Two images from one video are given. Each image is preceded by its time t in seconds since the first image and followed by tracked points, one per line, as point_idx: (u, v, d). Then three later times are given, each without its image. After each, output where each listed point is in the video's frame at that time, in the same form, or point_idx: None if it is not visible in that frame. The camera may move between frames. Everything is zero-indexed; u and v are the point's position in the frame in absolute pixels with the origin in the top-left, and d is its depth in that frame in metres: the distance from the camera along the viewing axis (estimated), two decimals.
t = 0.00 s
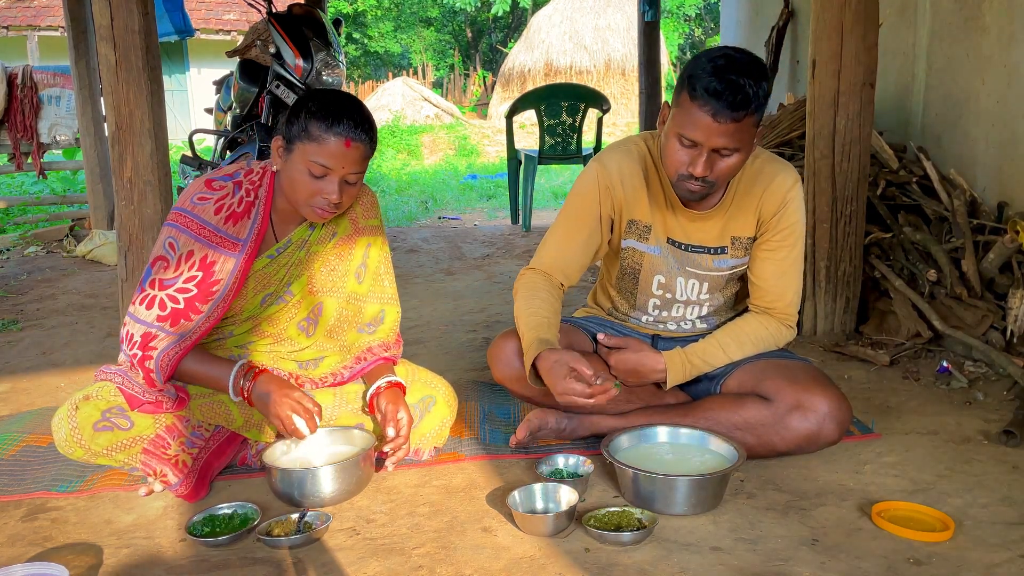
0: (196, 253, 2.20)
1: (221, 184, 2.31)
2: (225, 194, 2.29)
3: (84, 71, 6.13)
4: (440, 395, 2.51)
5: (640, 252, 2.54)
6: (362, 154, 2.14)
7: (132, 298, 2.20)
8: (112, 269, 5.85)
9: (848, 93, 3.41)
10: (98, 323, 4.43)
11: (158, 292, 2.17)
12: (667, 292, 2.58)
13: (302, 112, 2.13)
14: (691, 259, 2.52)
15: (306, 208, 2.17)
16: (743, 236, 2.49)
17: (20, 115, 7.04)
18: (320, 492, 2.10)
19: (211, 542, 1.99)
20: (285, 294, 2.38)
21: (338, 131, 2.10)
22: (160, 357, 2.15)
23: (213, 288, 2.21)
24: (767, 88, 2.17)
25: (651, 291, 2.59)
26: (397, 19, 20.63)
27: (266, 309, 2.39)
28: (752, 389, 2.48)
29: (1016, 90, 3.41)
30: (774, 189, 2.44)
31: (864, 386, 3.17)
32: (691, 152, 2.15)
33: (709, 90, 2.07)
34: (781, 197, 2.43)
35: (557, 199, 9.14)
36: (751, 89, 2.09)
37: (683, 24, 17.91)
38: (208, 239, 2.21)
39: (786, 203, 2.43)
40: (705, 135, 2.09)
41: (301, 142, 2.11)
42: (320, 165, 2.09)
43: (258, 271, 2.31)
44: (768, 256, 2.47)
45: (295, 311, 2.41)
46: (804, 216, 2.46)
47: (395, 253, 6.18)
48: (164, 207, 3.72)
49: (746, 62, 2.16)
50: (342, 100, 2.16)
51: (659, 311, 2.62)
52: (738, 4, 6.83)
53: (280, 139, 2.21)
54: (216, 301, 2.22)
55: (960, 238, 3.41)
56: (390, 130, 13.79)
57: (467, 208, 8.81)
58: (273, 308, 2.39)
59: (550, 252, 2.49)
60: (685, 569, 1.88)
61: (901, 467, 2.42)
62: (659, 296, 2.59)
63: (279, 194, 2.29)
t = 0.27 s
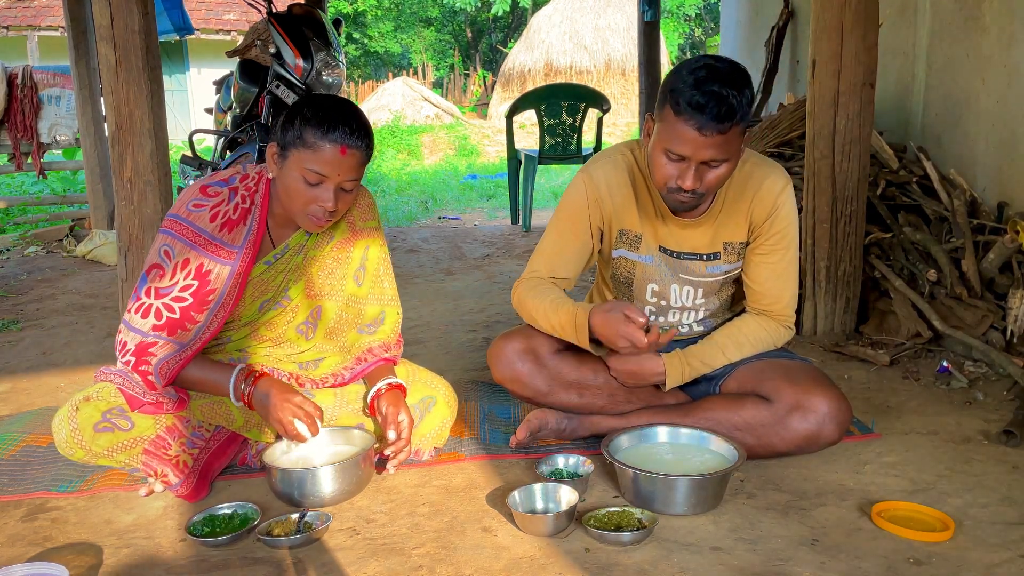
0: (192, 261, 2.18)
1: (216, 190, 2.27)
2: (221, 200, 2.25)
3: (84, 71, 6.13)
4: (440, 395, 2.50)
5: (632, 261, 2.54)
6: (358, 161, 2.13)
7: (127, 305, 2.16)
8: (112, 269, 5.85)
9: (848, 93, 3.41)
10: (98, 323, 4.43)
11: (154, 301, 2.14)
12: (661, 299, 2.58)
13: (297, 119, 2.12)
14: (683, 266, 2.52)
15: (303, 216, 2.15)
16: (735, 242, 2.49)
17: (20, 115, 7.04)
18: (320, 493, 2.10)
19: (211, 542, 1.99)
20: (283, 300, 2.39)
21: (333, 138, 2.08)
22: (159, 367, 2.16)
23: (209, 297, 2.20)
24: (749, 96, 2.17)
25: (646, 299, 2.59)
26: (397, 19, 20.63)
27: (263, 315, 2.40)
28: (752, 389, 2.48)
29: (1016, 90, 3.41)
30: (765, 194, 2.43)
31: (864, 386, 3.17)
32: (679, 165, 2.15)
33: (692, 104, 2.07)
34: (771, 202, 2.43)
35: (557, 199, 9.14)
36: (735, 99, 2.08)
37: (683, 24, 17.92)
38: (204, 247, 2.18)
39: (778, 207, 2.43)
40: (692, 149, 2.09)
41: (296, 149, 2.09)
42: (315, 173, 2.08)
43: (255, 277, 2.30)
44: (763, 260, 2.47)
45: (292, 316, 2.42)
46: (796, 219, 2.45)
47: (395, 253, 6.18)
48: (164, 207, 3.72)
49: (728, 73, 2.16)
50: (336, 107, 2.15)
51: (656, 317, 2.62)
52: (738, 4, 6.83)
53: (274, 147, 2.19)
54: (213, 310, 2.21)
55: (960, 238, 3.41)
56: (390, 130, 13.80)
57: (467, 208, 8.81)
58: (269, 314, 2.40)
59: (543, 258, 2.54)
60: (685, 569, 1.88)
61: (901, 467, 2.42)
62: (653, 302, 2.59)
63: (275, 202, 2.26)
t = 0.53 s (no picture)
0: (190, 267, 2.17)
1: (215, 195, 2.26)
2: (218, 205, 2.24)
3: (84, 71, 6.13)
4: (440, 396, 2.50)
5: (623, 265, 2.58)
6: (356, 168, 2.12)
7: (122, 309, 2.17)
8: (112, 269, 5.85)
9: (848, 93, 3.41)
10: (98, 323, 4.43)
11: (150, 307, 2.15)
12: (655, 303, 2.60)
13: (295, 126, 2.10)
14: (674, 271, 2.54)
15: (300, 222, 2.15)
16: (727, 249, 2.50)
17: (20, 115, 7.04)
18: (320, 493, 2.10)
19: (211, 542, 1.99)
20: (281, 304, 2.39)
21: (331, 146, 2.07)
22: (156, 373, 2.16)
23: (206, 303, 2.20)
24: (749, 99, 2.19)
25: (639, 302, 2.62)
26: (397, 19, 20.63)
27: (261, 319, 2.39)
28: (751, 391, 2.48)
29: (1016, 90, 3.41)
30: (757, 201, 2.42)
31: (864, 386, 3.17)
32: (669, 160, 2.14)
33: (688, 94, 2.09)
34: (763, 210, 2.42)
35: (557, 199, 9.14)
36: (732, 96, 2.10)
37: (683, 24, 17.92)
38: (200, 251, 2.18)
39: (770, 214, 2.42)
40: (685, 142, 2.09)
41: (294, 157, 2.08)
42: (313, 182, 2.07)
43: (253, 282, 2.30)
44: (759, 265, 2.47)
45: (291, 320, 2.42)
46: (791, 223, 2.45)
47: (395, 253, 6.18)
48: (164, 207, 3.72)
49: (728, 72, 2.18)
50: (333, 113, 2.13)
51: (651, 321, 2.64)
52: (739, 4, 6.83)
53: (271, 152, 2.18)
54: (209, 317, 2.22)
55: (960, 238, 3.41)
56: (390, 130, 13.80)
57: (467, 208, 8.81)
58: (268, 318, 2.40)
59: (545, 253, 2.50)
60: (685, 569, 1.88)
61: (901, 467, 2.42)
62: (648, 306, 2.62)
63: (273, 207, 2.24)
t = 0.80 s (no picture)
0: (191, 271, 2.16)
1: (217, 198, 2.24)
2: (220, 208, 2.22)
3: (84, 70, 6.13)
4: (440, 397, 2.50)
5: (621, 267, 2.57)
6: (358, 177, 2.12)
7: (122, 313, 2.15)
8: (112, 269, 5.85)
9: (848, 93, 3.41)
10: (98, 323, 4.43)
11: (151, 311, 2.13)
12: (653, 305, 2.60)
13: (298, 132, 2.09)
14: (672, 273, 2.53)
15: (302, 231, 2.14)
16: (724, 250, 2.50)
17: (20, 115, 7.04)
18: (320, 493, 2.10)
19: (211, 542, 1.99)
20: (280, 308, 2.39)
21: (335, 155, 2.07)
22: (155, 376, 2.17)
23: (207, 309, 2.20)
24: (754, 107, 2.20)
25: (638, 304, 2.62)
26: (397, 19, 20.64)
27: (261, 323, 2.40)
28: (751, 390, 2.48)
29: (1016, 90, 3.41)
30: (755, 202, 2.42)
31: (864, 386, 3.17)
32: (670, 163, 2.14)
33: (696, 99, 2.08)
34: (762, 212, 2.43)
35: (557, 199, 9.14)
36: (737, 104, 2.11)
37: (683, 24, 17.93)
38: (199, 255, 2.16)
39: (769, 215, 2.43)
40: (687, 145, 2.09)
41: (296, 164, 2.07)
42: (316, 190, 2.06)
43: (253, 287, 2.30)
44: (759, 266, 2.47)
45: (291, 323, 2.42)
46: (791, 224, 2.45)
47: (395, 253, 6.18)
48: (164, 207, 3.72)
49: (734, 80, 2.18)
50: (338, 120, 2.13)
51: (649, 322, 2.64)
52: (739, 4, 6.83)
53: (273, 158, 2.16)
54: (208, 322, 2.22)
55: (960, 238, 3.41)
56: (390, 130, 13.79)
57: (467, 208, 8.81)
58: (267, 322, 2.40)
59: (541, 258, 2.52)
60: (685, 569, 1.88)
61: (901, 467, 2.42)
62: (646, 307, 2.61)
63: (274, 214, 2.23)
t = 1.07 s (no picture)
0: (190, 275, 2.17)
1: (216, 202, 2.24)
2: (219, 211, 2.22)
3: (84, 71, 6.13)
4: (440, 397, 2.50)
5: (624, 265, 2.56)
6: (359, 183, 2.11)
7: (122, 315, 2.17)
8: (112, 269, 5.85)
9: (848, 93, 3.41)
10: (98, 323, 4.43)
11: (149, 313, 2.15)
12: (655, 304, 2.60)
13: (298, 137, 2.09)
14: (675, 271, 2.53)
15: (301, 234, 2.15)
16: (730, 247, 2.50)
17: (20, 115, 7.04)
18: (320, 493, 2.10)
19: (211, 542, 1.99)
20: (279, 310, 2.39)
21: (335, 160, 2.06)
22: (153, 378, 2.18)
23: (205, 312, 2.20)
24: (743, 93, 2.18)
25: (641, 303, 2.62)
26: (397, 19, 20.64)
27: (261, 325, 2.40)
28: (751, 389, 2.48)
29: (1016, 90, 3.41)
30: (760, 199, 2.43)
31: (864, 386, 3.17)
32: (672, 162, 2.15)
33: (686, 98, 2.08)
34: (766, 207, 2.43)
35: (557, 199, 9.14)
36: (727, 94, 2.10)
37: (683, 24, 17.93)
38: (197, 258, 2.17)
39: (773, 211, 2.43)
40: (686, 145, 2.10)
41: (296, 169, 2.07)
42: (315, 196, 2.06)
43: (252, 289, 2.30)
44: (761, 263, 2.47)
45: (290, 326, 2.42)
46: (793, 222, 2.45)
47: (395, 253, 6.18)
48: (164, 207, 3.72)
49: (720, 69, 2.17)
50: (338, 125, 2.13)
51: (652, 320, 2.64)
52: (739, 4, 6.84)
53: (273, 161, 2.15)
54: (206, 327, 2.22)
55: (960, 238, 3.41)
56: (389, 130, 13.79)
57: (467, 208, 8.81)
58: (267, 325, 2.40)
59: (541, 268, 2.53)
60: (685, 569, 1.88)
61: (901, 467, 2.42)
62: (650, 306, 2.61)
63: (274, 218, 2.22)
